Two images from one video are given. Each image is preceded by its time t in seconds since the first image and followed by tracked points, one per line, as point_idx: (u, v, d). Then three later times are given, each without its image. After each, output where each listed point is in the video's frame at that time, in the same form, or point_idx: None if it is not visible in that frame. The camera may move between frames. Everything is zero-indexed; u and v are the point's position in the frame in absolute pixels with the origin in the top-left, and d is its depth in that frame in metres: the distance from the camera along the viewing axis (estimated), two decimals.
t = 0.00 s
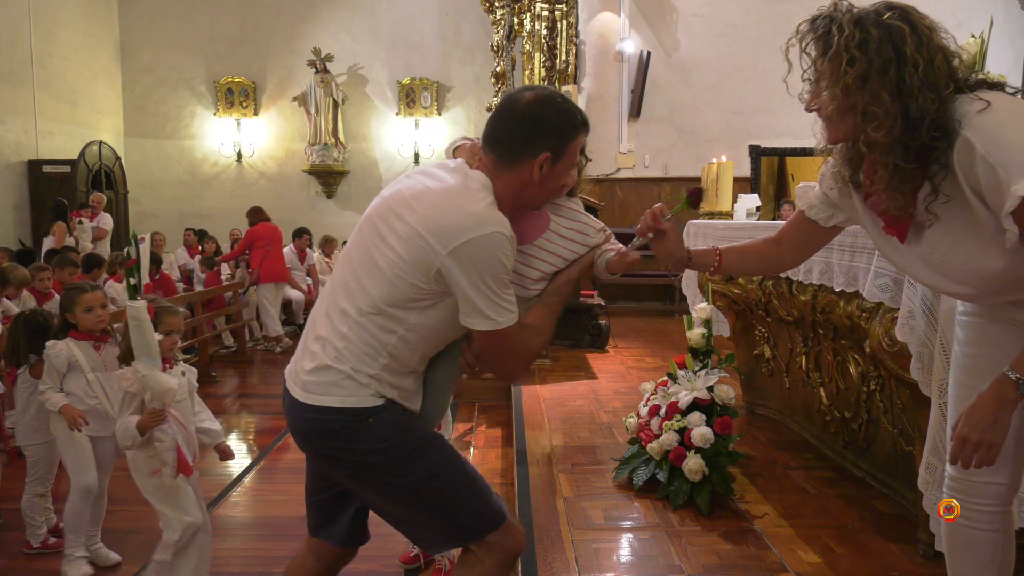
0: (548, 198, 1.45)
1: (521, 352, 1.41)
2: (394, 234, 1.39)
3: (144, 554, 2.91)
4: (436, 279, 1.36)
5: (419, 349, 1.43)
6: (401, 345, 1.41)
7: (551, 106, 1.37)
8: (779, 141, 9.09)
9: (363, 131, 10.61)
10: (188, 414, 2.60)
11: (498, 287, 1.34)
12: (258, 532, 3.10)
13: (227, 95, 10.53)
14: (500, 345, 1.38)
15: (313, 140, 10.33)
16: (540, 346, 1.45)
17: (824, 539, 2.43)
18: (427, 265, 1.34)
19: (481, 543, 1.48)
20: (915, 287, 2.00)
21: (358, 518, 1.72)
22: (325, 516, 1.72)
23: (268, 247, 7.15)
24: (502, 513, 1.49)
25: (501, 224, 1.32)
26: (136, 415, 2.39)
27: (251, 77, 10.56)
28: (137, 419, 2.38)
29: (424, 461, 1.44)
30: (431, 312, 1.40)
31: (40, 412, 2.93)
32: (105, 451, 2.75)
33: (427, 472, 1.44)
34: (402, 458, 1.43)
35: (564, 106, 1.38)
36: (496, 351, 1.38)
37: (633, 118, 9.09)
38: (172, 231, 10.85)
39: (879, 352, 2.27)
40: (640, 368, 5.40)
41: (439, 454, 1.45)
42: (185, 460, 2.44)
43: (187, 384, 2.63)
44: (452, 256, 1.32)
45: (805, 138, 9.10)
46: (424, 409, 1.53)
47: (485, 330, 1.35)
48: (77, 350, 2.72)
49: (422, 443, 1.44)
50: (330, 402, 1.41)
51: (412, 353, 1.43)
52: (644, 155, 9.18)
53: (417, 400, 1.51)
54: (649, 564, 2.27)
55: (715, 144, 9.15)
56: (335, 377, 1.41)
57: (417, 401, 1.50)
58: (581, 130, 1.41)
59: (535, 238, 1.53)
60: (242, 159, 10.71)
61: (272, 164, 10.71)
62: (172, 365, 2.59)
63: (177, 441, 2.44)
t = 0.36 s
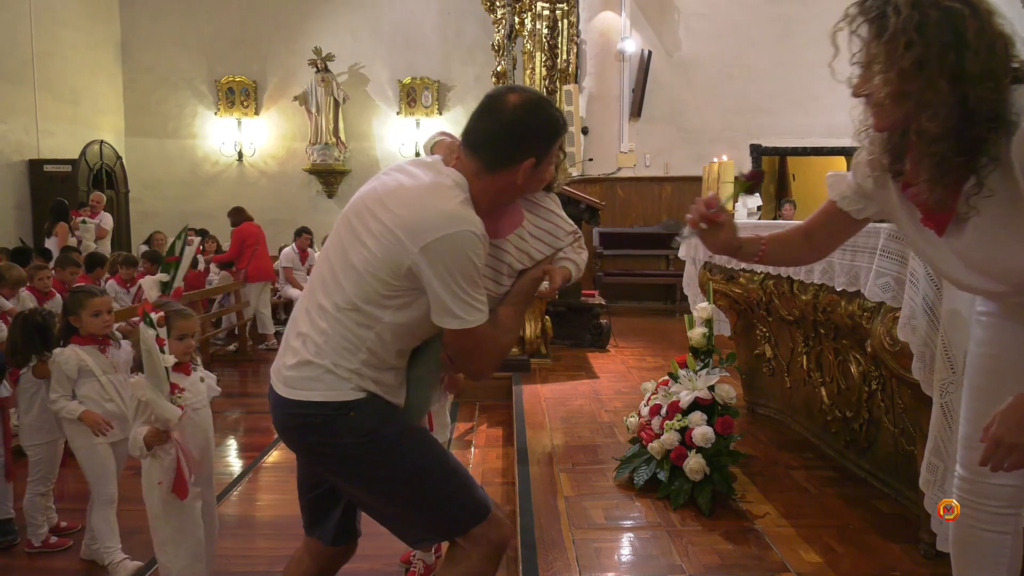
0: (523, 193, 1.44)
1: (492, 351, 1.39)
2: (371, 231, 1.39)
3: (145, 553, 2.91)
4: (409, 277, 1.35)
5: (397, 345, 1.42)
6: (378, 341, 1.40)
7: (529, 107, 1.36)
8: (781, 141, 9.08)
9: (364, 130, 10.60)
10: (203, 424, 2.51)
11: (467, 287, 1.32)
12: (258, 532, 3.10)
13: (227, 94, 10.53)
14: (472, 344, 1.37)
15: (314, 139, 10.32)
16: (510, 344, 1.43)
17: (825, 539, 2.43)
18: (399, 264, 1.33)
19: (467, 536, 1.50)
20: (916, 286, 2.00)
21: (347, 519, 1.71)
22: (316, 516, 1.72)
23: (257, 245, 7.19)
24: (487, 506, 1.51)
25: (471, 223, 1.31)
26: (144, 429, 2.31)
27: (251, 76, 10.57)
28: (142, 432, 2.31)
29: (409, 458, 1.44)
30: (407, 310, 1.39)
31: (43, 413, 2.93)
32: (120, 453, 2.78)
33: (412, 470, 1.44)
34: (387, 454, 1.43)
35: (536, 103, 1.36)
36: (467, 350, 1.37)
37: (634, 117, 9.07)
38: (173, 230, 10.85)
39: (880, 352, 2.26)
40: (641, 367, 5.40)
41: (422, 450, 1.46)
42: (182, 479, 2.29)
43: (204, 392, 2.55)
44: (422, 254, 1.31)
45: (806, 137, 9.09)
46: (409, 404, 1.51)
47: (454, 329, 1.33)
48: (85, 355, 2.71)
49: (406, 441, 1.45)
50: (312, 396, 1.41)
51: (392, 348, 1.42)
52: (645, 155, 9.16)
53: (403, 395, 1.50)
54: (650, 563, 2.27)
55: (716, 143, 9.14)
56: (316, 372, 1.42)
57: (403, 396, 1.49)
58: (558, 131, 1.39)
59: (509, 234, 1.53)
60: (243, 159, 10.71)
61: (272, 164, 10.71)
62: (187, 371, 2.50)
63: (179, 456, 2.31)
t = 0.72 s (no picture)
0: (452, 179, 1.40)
1: (429, 337, 1.33)
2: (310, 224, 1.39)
3: (147, 551, 2.91)
4: (343, 264, 1.34)
5: (346, 336, 1.39)
6: (328, 332, 1.37)
7: (439, 87, 1.33)
8: (783, 139, 9.06)
9: (366, 128, 10.58)
10: (212, 424, 2.45)
11: (393, 270, 1.29)
12: (260, 530, 3.10)
13: (230, 93, 10.53)
14: (409, 330, 1.31)
15: (316, 137, 10.24)
16: (454, 331, 1.37)
17: (827, 538, 2.42)
18: (331, 251, 1.33)
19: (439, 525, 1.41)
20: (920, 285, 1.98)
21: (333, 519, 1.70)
22: (305, 518, 1.72)
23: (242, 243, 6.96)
24: (454, 491, 1.44)
25: (391, 206, 1.30)
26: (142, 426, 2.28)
27: (253, 75, 10.57)
28: (142, 428, 2.26)
29: (368, 444, 1.39)
30: (348, 298, 1.36)
31: (44, 412, 2.94)
32: (125, 451, 2.80)
33: (371, 456, 1.39)
34: (346, 441, 1.39)
35: (450, 81, 1.34)
36: (402, 337, 1.31)
37: (636, 116, 9.06)
38: (176, 228, 10.87)
39: (883, 351, 2.26)
40: (643, 366, 5.39)
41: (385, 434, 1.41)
42: (166, 484, 2.24)
43: (215, 393, 2.50)
44: (346, 238, 1.30)
45: (810, 136, 9.07)
46: (374, 396, 1.48)
47: (384, 314, 1.29)
48: (95, 356, 2.70)
49: (364, 427, 1.39)
50: (271, 389, 1.39)
51: (347, 337, 1.39)
52: (647, 153, 9.14)
53: (368, 389, 1.46)
54: (652, 562, 2.27)
55: (718, 142, 9.12)
56: (275, 365, 1.39)
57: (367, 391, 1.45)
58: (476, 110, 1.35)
59: (454, 224, 1.42)
60: (245, 157, 10.72)
61: (275, 163, 10.71)
62: (198, 373, 2.47)
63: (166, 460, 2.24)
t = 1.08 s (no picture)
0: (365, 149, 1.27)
1: (342, 310, 1.19)
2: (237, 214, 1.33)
3: (155, 546, 2.93)
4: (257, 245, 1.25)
5: (280, 317, 1.27)
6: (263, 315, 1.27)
7: (322, 65, 1.26)
8: (791, 134, 9.01)
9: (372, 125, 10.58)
10: (220, 423, 2.37)
11: (292, 244, 1.18)
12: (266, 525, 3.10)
13: (237, 89, 10.55)
14: (320, 303, 1.19)
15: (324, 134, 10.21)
16: (377, 302, 1.22)
17: (835, 535, 2.41)
18: (244, 234, 1.26)
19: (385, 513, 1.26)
20: (930, 280, 1.95)
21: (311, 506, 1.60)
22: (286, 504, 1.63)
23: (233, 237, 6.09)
24: (395, 478, 1.28)
25: (282, 180, 1.20)
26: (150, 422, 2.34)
27: (261, 71, 10.59)
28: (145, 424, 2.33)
29: (297, 428, 1.25)
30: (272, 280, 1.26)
31: (48, 409, 2.96)
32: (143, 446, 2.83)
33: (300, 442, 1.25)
34: (274, 425, 1.26)
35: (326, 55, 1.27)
36: (312, 313, 1.19)
37: (644, 111, 9.02)
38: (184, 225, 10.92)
39: (892, 348, 2.24)
40: (650, 362, 5.38)
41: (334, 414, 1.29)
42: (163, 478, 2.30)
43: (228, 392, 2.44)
44: (248, 218, 1.22)
45: (818, 131, 9.02)
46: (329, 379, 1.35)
47: (290, 288, 1.18)
48: (119, 351, 2.75)
49: (303, 405, 1.26)
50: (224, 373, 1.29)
51: (286, 317, 1.28)
52: (655, 149, 9.11)
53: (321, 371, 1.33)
54: (659, 559, 2.27)
55: (726, 138, 9.08)
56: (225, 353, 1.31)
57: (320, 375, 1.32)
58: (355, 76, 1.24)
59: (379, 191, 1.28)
60: (253, 154, 10.74)
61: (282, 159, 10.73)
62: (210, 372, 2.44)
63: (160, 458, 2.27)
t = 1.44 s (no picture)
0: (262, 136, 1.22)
1: (251, 294, 1.20)
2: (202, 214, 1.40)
3: (160, 542, 2.93)
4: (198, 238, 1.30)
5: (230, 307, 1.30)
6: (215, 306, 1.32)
7: (216, 64, 1.24)
8: (796, 130, 8.99)
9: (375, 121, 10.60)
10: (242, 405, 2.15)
11: (205, 234, 1.22)
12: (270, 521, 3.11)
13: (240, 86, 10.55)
14: (231, 289, 1.21)
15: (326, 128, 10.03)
16: (288, 285, 1.19)
17: (839, 531, 2.41)
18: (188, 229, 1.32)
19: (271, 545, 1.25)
20: (935, 278, 1.94)
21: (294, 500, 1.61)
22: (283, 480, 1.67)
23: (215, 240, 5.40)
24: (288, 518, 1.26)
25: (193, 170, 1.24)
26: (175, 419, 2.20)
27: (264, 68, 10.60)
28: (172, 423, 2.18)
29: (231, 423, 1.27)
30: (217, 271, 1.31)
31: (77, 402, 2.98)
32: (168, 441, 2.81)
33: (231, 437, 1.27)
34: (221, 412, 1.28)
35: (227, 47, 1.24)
36: (228, 298, 1.21)
37: (647, 107, 9.01)
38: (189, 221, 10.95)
39: (898, 345, 2.23)
40: (654, 358, 5.37)
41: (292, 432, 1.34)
42: (197, 467, 2.02)
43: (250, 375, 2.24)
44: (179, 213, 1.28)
45: (822, 127, 8.99)
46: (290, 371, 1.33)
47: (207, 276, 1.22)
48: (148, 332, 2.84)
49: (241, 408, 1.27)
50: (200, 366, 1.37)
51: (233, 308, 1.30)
52: (658, 145, 9.10)
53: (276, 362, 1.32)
54: (663, 555, 2.27)
55: (729, 134, 9.06)
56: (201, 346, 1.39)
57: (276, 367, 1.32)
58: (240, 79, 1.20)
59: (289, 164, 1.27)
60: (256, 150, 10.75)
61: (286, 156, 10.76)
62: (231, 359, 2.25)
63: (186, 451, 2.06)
